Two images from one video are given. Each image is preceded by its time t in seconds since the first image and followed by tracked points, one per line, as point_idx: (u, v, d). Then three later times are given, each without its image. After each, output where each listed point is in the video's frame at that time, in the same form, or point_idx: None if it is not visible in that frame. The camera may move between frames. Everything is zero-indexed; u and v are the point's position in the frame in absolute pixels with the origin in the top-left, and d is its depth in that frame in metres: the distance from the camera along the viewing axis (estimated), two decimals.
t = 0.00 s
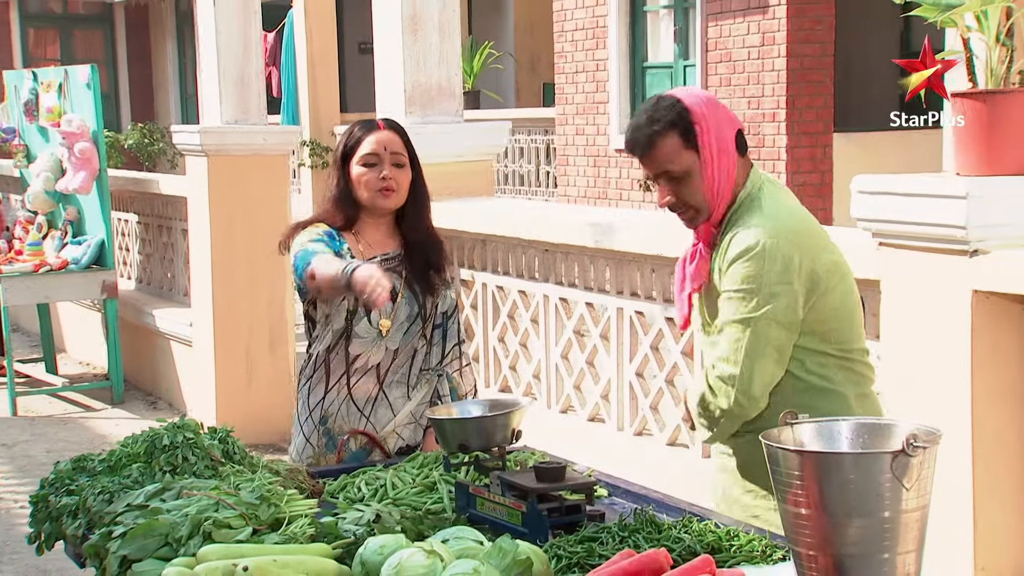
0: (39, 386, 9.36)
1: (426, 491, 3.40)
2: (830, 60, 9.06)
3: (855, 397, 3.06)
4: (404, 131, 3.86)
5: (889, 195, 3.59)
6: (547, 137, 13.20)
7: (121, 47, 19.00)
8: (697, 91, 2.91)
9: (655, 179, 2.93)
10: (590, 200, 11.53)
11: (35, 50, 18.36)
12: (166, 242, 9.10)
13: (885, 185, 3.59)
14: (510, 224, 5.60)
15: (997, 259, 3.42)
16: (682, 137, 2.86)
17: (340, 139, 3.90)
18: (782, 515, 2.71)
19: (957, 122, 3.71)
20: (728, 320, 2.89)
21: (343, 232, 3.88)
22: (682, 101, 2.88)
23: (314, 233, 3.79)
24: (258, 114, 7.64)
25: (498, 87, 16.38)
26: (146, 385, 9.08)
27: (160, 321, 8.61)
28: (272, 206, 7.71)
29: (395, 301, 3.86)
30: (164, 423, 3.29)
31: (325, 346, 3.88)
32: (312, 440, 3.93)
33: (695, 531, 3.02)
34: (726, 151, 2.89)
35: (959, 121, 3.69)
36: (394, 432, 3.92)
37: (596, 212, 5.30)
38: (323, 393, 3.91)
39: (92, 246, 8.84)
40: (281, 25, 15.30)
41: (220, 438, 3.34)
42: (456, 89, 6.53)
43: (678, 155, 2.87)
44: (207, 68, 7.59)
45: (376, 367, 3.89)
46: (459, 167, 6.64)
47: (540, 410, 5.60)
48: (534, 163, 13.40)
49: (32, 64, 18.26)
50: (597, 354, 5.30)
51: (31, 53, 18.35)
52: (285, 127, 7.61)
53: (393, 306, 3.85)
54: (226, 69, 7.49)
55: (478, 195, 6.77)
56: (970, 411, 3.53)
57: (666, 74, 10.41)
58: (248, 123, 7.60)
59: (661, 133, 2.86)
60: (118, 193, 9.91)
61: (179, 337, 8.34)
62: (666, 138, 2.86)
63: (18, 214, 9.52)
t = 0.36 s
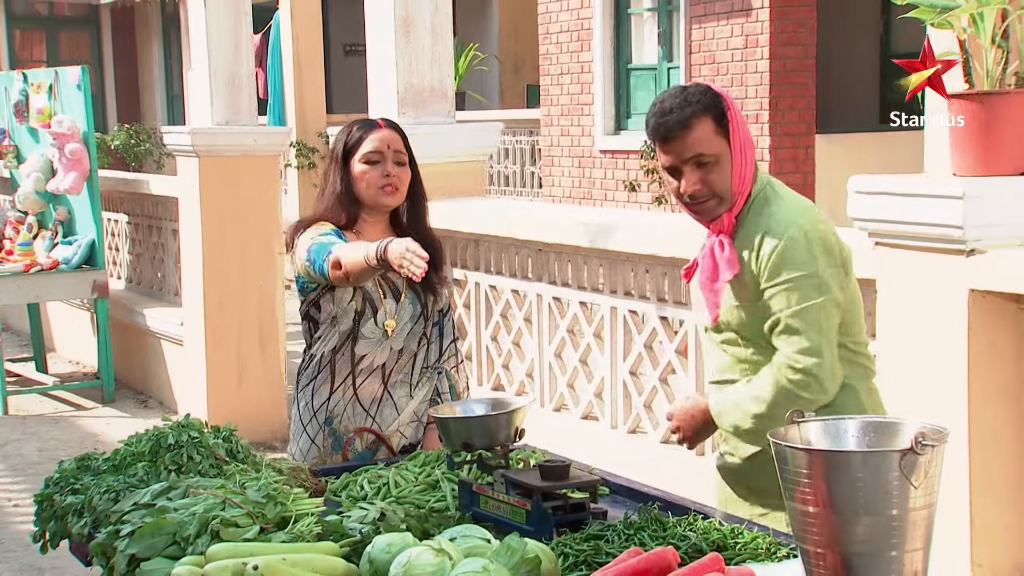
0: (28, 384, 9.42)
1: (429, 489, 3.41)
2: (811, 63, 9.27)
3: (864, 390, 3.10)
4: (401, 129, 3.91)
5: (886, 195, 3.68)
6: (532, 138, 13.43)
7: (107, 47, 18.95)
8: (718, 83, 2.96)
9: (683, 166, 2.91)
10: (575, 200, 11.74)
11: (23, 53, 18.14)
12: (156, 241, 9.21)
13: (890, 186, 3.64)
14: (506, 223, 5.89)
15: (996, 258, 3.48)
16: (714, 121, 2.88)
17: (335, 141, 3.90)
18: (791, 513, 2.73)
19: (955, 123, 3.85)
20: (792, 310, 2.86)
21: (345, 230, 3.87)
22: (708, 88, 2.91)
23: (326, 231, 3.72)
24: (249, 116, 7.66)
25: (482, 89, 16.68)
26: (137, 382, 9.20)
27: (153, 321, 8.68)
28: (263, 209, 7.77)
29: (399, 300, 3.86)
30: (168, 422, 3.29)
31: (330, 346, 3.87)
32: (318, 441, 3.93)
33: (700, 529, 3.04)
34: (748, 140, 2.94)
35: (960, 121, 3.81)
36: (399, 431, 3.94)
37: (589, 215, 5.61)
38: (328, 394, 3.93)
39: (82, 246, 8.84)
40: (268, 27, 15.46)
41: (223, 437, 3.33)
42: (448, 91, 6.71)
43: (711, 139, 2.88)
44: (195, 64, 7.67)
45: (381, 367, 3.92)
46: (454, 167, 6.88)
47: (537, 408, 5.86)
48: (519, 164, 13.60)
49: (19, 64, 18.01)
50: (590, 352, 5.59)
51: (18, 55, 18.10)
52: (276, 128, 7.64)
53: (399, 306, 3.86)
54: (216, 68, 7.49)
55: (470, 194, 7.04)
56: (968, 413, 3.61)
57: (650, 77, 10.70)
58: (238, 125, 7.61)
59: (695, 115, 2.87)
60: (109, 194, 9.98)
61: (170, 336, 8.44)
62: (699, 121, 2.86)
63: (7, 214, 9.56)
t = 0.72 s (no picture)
0: (14, 384, 9.43)
1: (428, 488, 3.41)
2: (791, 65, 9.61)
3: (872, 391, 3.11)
4: (395, 133, 3.91)
5: (879, 195, 3.83)
6: (515, 139, 13.59)
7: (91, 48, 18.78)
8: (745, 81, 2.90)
9: (709, 160, 2.82)
10: (557, 200, 12.09)
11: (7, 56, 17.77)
12: (144, 240, 9.29)
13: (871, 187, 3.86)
14: (497, 223, 6.00)
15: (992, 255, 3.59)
16: (744, 116, 2.81)
17: (325, 144, 3.88)
18: (794, 511, 2.75)
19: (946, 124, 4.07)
20: (848, 311, 2.84)
21: (330, 236, 3.87)
22: (739, 85, 2.86)
23: (295, 243, 3.81)
24: (237, 117, 7.79)
25: (464, 90, 16.93)
26: (124, 382, 9.26)
27: (140, 320, 8.71)
28: (248, 212, 7.83)
29: (387, 303, 3.87)
30: (170, 422, 3.28)
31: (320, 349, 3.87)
32: (310, 439, 3.91)
33: (702, 527, 3.06)
34: (771, 142, 2.90)
35: (959, 121, 4.00)
36: (391, 429, 3.94)
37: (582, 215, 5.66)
38: (320, 393, 3.88)
39: (70, 247, 8.87)
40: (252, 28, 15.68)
41: (223, 437, 3.32)
42: (438, 92, 6.85)
43: (739, 134, 2.79)
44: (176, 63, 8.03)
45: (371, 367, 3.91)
46: (446, 167, 7.09)
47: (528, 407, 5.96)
48: (503, 165, 13.73)
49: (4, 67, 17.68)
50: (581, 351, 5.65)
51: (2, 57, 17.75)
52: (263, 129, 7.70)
53: (387, 308, 3.87)
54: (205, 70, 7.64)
55: (458, 195, 7.23)
56: (961, 406, 3.77)
57: (632, 79, 11.01)
58: (227, 126, 7.74)
59: (729, 109, 2.79)
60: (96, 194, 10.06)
61: (158, 336, 8.47)
62: (731, 116, 2.78)
63: None
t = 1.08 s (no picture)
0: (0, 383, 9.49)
1: (424, 487, 3.42)
2: (769, 67, 9.96)
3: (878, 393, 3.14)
4: (371, 139, 3.89)
5: (865, 195, 4.16)
6: (496, 141, 13.64)
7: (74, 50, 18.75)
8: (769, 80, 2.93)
9: (728, 159, 2.85)
10: (538, 201, 12.36)
11: None
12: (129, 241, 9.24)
13: (857, 190, 4.17)
14: (482, 224, 6.06)
15: (981, 255, 3.85)
16: (765, 116, 2.83)
17: (301, 150, 3.88)
18: (793, 509, 2.77)
19: (935, 127, 4.17)
20: (873, 314, 2.87)
21: (310, 248, 3.84)
22: (762, 84, 2.88)
23: (281, 270, 3.77)
24: (222, 119, 7.78)
25: (445, 92, 17.08)
26: (110, 382, 9.32)
27: (126, 320, 8.75)
28: (230, 214, 7.89)
29: (372, 312, 3.85)
30: (167, 422, 3.28)
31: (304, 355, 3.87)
32: (293, 435, 3.88)
33: (699, 525, 3.08)
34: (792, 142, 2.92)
35: (960, 121, 4.08)
36: (372, 426, 3.90)
37: (567, 215, 5.73)
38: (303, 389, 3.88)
39: (55, 247, 8.92)
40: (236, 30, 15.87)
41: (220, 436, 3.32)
42: (424, 93, 6.99)
43: (759, 134, 2.82)
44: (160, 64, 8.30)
45: (354, 367, 3.88)
46: (428, 170, 7.18)
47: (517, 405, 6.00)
48: (484, 166, 13.82)
49: None
50: (569, 350, 5.72)
51: None
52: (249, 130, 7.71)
53: (373, 317, 3.85)
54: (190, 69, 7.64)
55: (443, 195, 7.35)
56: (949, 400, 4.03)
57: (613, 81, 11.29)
58: (212, 127, 7.73)
59: (750, 108, 2.81)
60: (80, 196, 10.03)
61: (144, 336, 8.52)
62: (752, 114, 2.81)
63: None
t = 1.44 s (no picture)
0: None
1: (416, 486, 3.41)
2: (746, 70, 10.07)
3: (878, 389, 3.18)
4: (354, 144, 3.90)
5: (853, 197, 4.53)
6: (476, 142, 13.66)
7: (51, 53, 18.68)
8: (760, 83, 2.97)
9: (724, 163, 2.90)
10: (518, 201, 12.39)
11: None
12: (112, 242, 9.38)
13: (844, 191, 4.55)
14: (466, 225, 6.16)
15: (963, 254, 4.18)
16: (759, 118, 2.88)
17: (287, 159, 3.88)
18: (789, 508, 2.80)
19: (920, 128, 4.57)
20: (886, 301, 2.92)
21: (304, 257, 3.82)
22: (754, 87, 2.92)
23: (280, 285, 3.75)
24: (207, 121, 8.01)
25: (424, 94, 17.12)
26: (93, 383, 9.55)
27: (109, 321, 8.98)
28: (213, 215, 8.09)
29: (368, 318, 3.86)
30: (161, 422, 3.27)
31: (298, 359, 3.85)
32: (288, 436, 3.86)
33: (693, 524, 3.10)
34: (786, 142, 2.97)
35: (960, 121, 4.46)
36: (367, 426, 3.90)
37: (550, 215, 5.83)
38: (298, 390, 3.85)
39: (38, 248, 9.11)
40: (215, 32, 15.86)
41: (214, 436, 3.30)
42: (410, 96, 7.04)
43: (755, 135, 2.87)
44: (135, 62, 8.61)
45: (350, 369, 3.87)
46: (413, 171, 7.33)
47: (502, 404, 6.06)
48: (464, 167, 13.85)
49: None
50: (554, 350, 5.77)
51: None
52: (232, 132, 7.97)
53: (369, 321, 3.86)
54: (174, 69, 7.85)
55: (428, 195, 7.39)
56: (938, 394, 4.31)
57: (591, 83, 11.38)
58: (197, 128, 7.97)
59: (743, 112, 2.86)
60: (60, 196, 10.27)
61: (128, 336, 8.70)
62: (747, 118, 2.86)
63: None
